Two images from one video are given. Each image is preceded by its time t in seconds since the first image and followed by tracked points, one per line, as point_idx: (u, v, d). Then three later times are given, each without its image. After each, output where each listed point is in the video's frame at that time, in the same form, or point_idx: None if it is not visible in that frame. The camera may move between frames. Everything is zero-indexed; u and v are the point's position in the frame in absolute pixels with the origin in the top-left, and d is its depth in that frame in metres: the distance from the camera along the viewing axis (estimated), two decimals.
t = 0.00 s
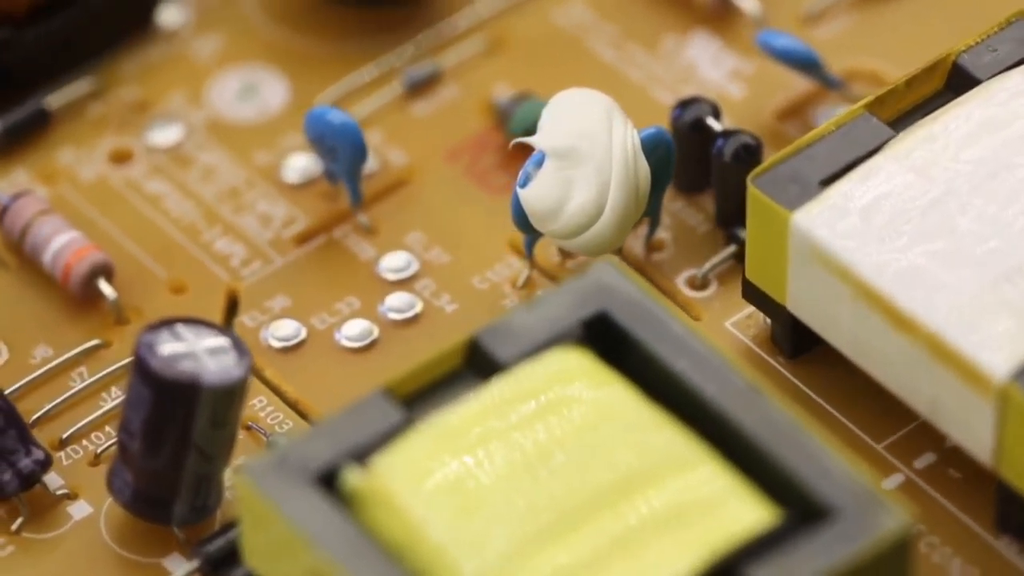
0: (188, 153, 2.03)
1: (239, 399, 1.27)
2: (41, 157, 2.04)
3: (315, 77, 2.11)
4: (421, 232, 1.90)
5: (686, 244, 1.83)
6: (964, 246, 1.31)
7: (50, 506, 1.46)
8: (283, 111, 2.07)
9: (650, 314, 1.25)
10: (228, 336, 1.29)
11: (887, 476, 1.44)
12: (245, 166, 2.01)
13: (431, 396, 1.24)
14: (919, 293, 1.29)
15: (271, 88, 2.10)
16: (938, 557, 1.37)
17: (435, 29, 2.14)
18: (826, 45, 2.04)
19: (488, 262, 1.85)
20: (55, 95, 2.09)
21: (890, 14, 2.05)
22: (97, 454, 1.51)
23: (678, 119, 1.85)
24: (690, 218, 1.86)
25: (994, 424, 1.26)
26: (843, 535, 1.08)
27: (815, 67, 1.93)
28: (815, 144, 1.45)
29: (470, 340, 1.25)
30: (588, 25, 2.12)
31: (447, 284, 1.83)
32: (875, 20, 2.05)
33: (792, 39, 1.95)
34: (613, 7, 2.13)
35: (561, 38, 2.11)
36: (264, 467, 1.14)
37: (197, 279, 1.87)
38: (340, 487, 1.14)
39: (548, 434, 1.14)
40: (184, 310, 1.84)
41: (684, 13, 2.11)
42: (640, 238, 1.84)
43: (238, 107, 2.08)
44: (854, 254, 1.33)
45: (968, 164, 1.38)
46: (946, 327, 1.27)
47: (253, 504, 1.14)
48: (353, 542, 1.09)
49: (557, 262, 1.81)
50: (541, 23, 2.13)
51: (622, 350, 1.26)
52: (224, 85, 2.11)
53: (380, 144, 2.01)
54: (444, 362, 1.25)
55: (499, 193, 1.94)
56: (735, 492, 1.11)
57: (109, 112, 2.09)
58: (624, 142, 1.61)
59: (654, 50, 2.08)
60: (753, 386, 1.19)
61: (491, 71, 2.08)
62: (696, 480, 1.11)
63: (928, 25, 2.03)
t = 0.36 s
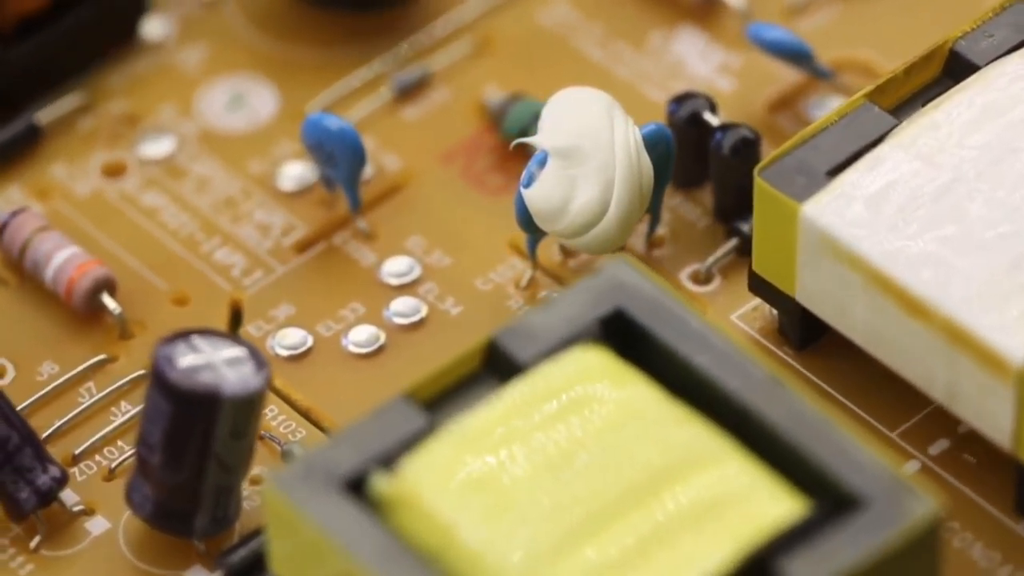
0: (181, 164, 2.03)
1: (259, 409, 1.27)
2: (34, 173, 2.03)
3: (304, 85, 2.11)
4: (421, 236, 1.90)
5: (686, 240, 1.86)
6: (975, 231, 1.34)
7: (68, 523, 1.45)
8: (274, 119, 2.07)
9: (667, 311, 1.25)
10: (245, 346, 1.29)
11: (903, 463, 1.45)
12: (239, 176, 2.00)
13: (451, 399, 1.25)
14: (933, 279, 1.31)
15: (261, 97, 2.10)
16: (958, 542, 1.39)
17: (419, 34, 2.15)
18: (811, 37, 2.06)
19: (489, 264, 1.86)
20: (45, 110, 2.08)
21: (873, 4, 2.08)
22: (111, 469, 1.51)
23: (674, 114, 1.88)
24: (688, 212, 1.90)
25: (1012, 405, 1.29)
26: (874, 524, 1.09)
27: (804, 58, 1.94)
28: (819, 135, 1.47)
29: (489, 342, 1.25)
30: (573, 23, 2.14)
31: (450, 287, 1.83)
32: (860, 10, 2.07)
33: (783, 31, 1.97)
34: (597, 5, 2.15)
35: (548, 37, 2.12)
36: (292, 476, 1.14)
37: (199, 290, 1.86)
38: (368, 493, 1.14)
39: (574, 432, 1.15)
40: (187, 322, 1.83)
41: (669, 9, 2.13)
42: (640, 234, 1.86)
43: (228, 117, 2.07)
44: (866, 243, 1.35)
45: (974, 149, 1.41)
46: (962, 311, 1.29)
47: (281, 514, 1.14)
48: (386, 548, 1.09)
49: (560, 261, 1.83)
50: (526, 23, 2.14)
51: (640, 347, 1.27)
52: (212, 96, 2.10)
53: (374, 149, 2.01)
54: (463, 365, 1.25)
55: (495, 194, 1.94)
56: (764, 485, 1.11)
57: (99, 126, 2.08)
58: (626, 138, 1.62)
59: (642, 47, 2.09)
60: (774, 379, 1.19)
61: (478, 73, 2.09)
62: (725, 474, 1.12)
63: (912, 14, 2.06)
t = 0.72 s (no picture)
0: (176, 175, 2.02)
1: (276, 416, 1.28)
2: (29, 188, 2.02)
3: (295, 92, 2.11)
4: (421, 240, 1.90)
5: (686, 236, 1.88)
6: (983, 218, 1.35)
7: (84, 537, 1.45)
8: (267, 126, 2.07)
9: (681, 307, 1.26)
10: (260, 354, 1.29)
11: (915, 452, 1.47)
12: (235, 184, 2.00)
13: (469, 402, 1.25)
14: (944, 268, 1.33)
15: (252, 105, 2.10)
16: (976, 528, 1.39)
17: (407, 38, 2.16)
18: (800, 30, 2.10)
19: (491, 265, 1.86)
20: (37, 125, 2.07)
21: None
22: (125, 482, 1.51)
23: (671, 111, 1.91)
24: (687, 207, 1.92)
25: None
26: (900, 513, 1.09)
27: (795, 50, 1.98)
28: (822, 127, 1.49)
29: (505, 343, 1.26)
30: (559, 22, 2.16)
31: (455, 290, 1.83)
32: (843, 4, 2.12)
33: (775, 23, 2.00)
34: (582, 5, 2.18)
35: (534, 37, 2.14)
36: (317, 483, 1.14)
37: (202, 299, 1.86)
38: (393, 497, 1.14)
39: (596, 431, 1.15)
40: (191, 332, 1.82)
41: (654, 8, 2.16)
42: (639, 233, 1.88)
43: (221, 126, 2.07)
44: (875, 233, 1.36)
45: (978, 136, 1.42)
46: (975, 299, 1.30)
47: (307, 521, 1.14)
48: (414, 552, 1.09)
49: (562, 259, 1.85)
50: (512, 22, 2.16)
51: (656, 344, 1.28)
52: (202, 105, 2.10)
53: (369, 154, 2.02)
54: (480, 367, 1.25)
55: (492, 195, 1.95)
56: (789, 478, 1.12)
57: (92, 139, 2.07)
58: (627, 136, 1.64)
59: (630, 44, 2.12)
60: (793, 371, 1.20)
61: (468, 75, 2.10)
62: (749, 468, 1.12)
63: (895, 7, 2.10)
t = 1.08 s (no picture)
0: (171, 186, 2.02)
1: (295, 424, 1.28)
2: (23, 204, 2.01)
3: (287, 99, 2.11)
4: (422, 243, 1.91)
5: (686, 232, 1.89)
6: (991, 204, 1.37)
7: (101, 552, 1.45)
8: (259, 134, 2.07)
9: (697, 302, 1.27)
10: (276, 363, 1.29)
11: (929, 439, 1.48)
12: (231, 194, 2.00)
13: (488, 403, 1.25)
14: (955, 254, 1.34)
15: (242, 114, 2.09)
16: (994, 513, 1.41)
17: (395, 42, 2.17)
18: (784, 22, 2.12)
19: (493, 267, 1.87)
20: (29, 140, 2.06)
21: None
22: (139, 494, 1.51)
23: (666, 107, 1.92)
24: (684, 203, 1.93)
25: None
26: (928, 498, 1.10)
27: (786, 42, 1.99)
28: (825, 119, 1.50)
29: (522, 344, 1.26)
30: (545, 21, 2.17)
31: (458, 292, 1.84)
32: None
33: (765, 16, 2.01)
34: (567, 4, 2.19)
35: (520, 37, 2.15)
36: (343, 489, 1.14)
37: (205, 310, 1.85)
38: (419, 501, 1.14)
39: (620, 427, 1.16)
40: (196, 342, 1.81)
41: (639, 5, 2.17)
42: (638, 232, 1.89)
43: (213, 136, 2.07)
44: (885, 223, 1.38)
45: (980, 123, 1.44)
46: (987, 285, 1.32)
47: (334, 528, 1.14)
48: (446, 554, 1.09)
49: (563, 260, 1.85)
50: (499, 23, 2.17)
51: (672, 339, 1.28)
52: (193, 115, 2.10)
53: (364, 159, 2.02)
54: (498, 368, 1.26)
55: (489, 196, 1.96)
56: (815, 469, 1.12)
57: (85, 153, 2.06)
58: (629, 134, 1.65)
59: (617, 41, 2.13)
60: (811, 362, 1.21)
61: (458, 77, 2.11)
62: (775, 460, 1.13)
63: None
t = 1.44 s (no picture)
0: (167, 199, 2.00)
1: (317, 432, 1.28)
2: (18, 220, 1.98)
3: (277, 106, 2.11)
4: (423, 247, 1.91)
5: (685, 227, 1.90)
6: (999, 190, 1.39)
7: (122, 565, 1.47)
8: (252, 143, 2.06)
9: (713, 296, 1.28)
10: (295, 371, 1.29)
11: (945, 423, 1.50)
12: (228, 204, 1.98)
13: (510, 403, 1.25)
14: (968, 241, 1.36)
15: (234, 124, 2.09)
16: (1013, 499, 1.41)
17: (382, 46, 2.17)
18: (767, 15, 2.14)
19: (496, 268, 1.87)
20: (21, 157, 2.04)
21: None
22: (156, 508, 1.52)
23: (661, 102, 1.91)
24: (682, 197, 1.94)
25: None
26: (958, 483, 1.12)
27: (775, 34, 2.01)
28: (827, 109, 1.50)
29: (541, 343, 1.26)
30: (529, 21, 2.18)
31: (463, 294, 1.84)
32: None
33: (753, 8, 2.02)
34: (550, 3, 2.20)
35: (507, 38, 2.16)
36: (375, 495, 1.14)
37: (210, 321, 1.83)
38: (449, 504, 1.14)
39: (647, 423, 1.17)
40: (202, 355, 1.78)
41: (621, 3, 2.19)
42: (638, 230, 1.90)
43: (206, 146, 2.06)
44: (895, 212, 1.39)
45: (982, 109, 1.46)
46: (1001, 270, 1.34)
47: (366, 535, 1.14)
48: (482, 555, 1.10)
49: (565, 259, 1.86)
50: (483, 24, 2.18)
51: (689, 333, 1.29)
52: (185, 125, 2.09)
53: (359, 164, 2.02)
54: (518, 368, 1.26)
55: (486, 198, 1.96)
56: (842, 458, 1.14)
57: (78, 168, 2.04)
58: (633, 133, 1.66)
59: (603, 39, 2.14)
60: (830, 351, 1.22)
61: (447, 79, 2.12)
62: (804, 450, 1.15)
63: None
